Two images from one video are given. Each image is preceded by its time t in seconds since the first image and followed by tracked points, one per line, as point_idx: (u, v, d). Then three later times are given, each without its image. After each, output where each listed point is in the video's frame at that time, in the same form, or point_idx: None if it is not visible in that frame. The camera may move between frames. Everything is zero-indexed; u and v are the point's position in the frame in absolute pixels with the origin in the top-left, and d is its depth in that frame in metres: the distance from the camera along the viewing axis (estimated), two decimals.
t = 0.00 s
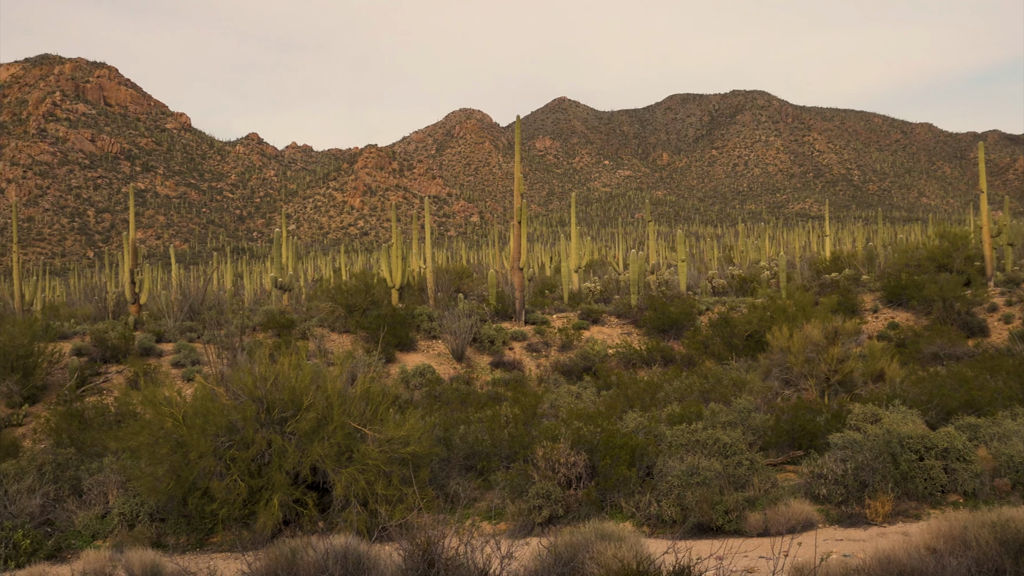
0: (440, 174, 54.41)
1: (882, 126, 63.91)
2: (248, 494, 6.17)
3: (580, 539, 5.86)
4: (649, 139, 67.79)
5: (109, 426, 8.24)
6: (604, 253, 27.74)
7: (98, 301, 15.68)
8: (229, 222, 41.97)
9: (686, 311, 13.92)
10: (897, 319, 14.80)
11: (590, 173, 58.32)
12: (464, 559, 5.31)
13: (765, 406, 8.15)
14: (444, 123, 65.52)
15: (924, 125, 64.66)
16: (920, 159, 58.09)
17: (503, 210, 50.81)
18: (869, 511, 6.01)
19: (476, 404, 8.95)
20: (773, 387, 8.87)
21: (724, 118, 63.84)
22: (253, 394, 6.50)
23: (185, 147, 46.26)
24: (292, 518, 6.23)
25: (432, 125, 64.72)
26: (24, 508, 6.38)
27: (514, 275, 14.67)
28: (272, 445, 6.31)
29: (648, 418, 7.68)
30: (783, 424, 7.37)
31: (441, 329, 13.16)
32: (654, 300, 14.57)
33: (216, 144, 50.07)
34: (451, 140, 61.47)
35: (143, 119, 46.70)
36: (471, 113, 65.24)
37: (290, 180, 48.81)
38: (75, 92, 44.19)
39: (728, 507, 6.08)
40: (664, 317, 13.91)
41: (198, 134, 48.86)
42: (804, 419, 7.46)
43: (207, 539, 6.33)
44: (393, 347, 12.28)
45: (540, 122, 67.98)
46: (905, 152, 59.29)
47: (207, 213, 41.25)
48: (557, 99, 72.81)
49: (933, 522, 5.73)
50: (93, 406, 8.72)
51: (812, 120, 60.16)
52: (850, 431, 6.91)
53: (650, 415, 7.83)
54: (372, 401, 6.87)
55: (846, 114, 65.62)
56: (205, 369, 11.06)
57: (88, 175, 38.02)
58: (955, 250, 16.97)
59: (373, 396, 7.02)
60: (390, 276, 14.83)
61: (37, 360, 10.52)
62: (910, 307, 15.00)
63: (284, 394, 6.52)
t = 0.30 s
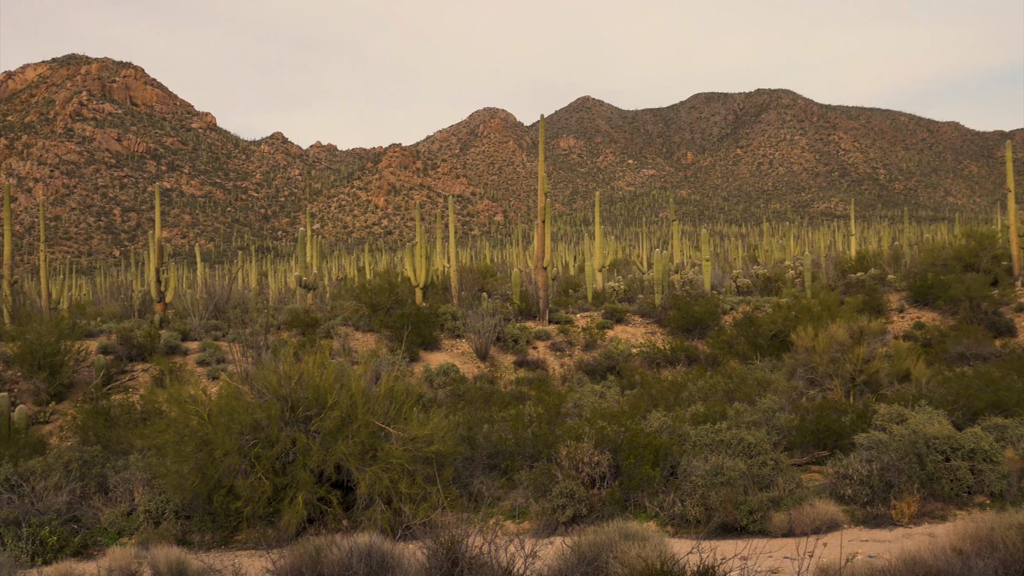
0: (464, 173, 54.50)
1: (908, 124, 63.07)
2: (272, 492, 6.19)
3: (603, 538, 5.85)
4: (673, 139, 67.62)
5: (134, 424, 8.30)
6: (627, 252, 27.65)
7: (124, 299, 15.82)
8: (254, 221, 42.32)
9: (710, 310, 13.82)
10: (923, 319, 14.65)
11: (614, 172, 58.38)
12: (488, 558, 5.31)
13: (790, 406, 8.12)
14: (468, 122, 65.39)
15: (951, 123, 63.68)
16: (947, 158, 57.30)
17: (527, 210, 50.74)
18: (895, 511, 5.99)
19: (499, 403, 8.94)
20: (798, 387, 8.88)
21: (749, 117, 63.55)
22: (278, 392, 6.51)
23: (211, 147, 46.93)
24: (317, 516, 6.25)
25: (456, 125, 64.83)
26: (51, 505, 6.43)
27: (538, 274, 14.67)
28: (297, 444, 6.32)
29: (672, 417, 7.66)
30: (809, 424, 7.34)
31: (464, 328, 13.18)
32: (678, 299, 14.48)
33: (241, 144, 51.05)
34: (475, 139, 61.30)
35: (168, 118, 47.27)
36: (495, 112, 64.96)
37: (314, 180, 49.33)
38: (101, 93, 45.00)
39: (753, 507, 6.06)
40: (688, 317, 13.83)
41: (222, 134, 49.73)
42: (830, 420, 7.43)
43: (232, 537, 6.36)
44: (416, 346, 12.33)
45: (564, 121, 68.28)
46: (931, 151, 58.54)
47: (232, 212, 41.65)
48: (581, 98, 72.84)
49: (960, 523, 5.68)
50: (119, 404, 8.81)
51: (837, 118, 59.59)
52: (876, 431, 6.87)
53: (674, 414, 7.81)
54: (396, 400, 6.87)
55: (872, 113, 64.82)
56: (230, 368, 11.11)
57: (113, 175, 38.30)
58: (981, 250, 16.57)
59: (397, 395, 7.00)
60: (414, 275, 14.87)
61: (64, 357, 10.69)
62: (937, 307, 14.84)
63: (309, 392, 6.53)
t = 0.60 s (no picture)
0: (485, 170, 54.63)
1: (932, 121, 62.34)
2: (294, 488, 6.20)
3: (624, 535, 5.85)
4: (694, 135, 67.50)
5: (157, 420, 8.35)
6: (647, 248, 27.59)
7: (146, 295, 15.95)
8: (276, 218, 42.63)
9: (732, 307, 13.74)
10: (945, 315, 14.45)
11: (635, 169, 58.53)
12: (509, 554, 5.31)
13: (811, 403, 8.12)
14: (489, 118, 65.23)
15: (975, 120, 62.83)
16: (970, 155, 56.63)
17: (547, 206, 50.84)
18: (917, 509, 5.96)
19: (520, 399, 8.96)
20: (819, 384, 8.91)
21: (771, 114, 63.34)
22: (299, 388, 6.53)
23: (232, 143, 48.51)
24: (338, 512, 6.27)
25: (478, 122, 64.92)
26: (74, 500, 6.48)
27: (559, 271, 14.68)
28: (318, 439, 6.34)
29: (693, 414, 7.65)
30: (830, 421, 7.33)
31: (485, 325, 13.21)
32: (699, 296, 14.41)
33: (263, 142, 52.15)
34: (496, 135, 61.19)
35: (191, 115, 49.24)
36: (516, 109, 64.74)
37: (335, 177, 49.79)
38: (124, 89, 47.10)
39: (774, 504, 6.05)
40: (708, 313, 13.76)
41: (245, 131, 51.02)
42: (851, 417, 7.40)
43: (254, 532, 6.39)
44: (437, 341, 12.38)
45: (585, 118, 68.64)
46: (955, 148, 57.88)
47: (254, 209, 42.12)
48: (602, 95, 72.87)
49: (982, 521, 5.64)
50: (142, 399, 8.90)
51: (860, 115, 59.13)
52: (898, 429, 6.85)
53: (694, 411, 7.81)
54: (417, 396, 6.87)
55: (895, 109, 64.17)
56: (252, 364, 11.18)
57: (135, 171, 39.42)
58: (1006, 246, 15.83)
59: (418, 391, 7.00)
60: (434, 272, 14.94)
61: (87, 353, 10.77)
62: (960, 304, 14.66)
63: (330, 388, 6.55)
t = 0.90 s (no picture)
0: (499, 169, 54.67)
1: (947, 119, 61.87)
2: (309, 487, 6.21)
3: (638, 534, 5.84)
4: (708, 134, 67.39)
5: (172, 419, 8.38)
6: (663, 247, 27.54)
7: (161, 294, 15.99)
8: (290, 217, 42.79)
9: (747, 306, 13.69)
10: (961, 314, 14.30)
11: (649, 168, 58.56)
12: (523, 553, 5.30)
13: (826, 402, 8.09)
14: (503, 117, 65.30)
15: (991, 118, 62.27)
16: (986, 153, 56.20)
17: (561, 205, 50.84)
18: (933, 508, 5.93)
19: (534, 398, 8.96)
20: (834, 383, 8.91)
21: (785, 112, 63.09)
22: (313, 387, 6.54)
23: (247, 142, 48.93)
24: (352, 511, 6.26)
25: (492, 121, 64.97)
26: (90, 499, 6.50)
27: (573, 270, 14.68)
28: (333, 438, 6.34)
29: (707, 413, 7.64)
30: (845, 420, 7.32)
31: (499, 324, 13.22)
32: (712, 294, 14.36)
33: (278, 141, 52.58)
34: (510, 134, 61.27)
35: (206, 114, 50.00)
36: (530, 107, 64.47)
37: (349, 176, 49.88)
38: (139, 89, 47.71)
39: (789, 504, 6.03)
40: (722, 312, 13.72)
41: (259, 130, 51.70)
42: (866, 416, 7.38)
43: (268, 531, 6.40)
44: (451, 341, 12.41)
45: (599, 116, 68.74)
46: (970, 147, 57.46)
47: (269, 208, 42.35)
48: (616, 94, 72.79)
49: (999, 521, 5.60)
50: (156, 399, 8.95)
51: (874, 114, 58.76)
52: (913, 428, 6.82)
53: (709, 410, 7.80)
54: (431, 395, 6.86)
55: (910, 108, 63.75)
56: (266, 363, 11.22)
57: (151, 171, 39.80)
58: None
59: (432, 390, 6.99)
60: (449, 271, 14.98)
61: (102, 353, 10.82)
62: (975, 303, 14.50)
63: (345, 387, 6.55)
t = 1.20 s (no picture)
0: (507, 168, 54.68)
1: (955, 118, 61.59)
2: (317, 486, 6.21)
3: (646, 534, 5.83)
4: (716, 133, 67.33)
5: (180, 419, 8.39)
6: (670, 246, 27.52)
7: (169, 295, 16.02)
8: (298, 217, 42.89)
9: (755, 305, 13.66)
10: (970, 313, 14.23)
11: (657, 167, 58.56)
12: (530, 553, 5.30)
13: (834, 402, 8.07)
14: (511, 116, 65.31)
15: (1000, 117, 61.98)
16: (995, 152, 55.93)
17: (569, 204, 50.79)
18: (941, 508, 5.90)
19: (542, 398, 8.96)
20: (842, 383, 8.90)
21: (793, 111, 62.95)
22: (321, 387, 6.54)
23: (255, 143, 49.11)
24: (360, 511, 6.27)
25: (500, 121, 64.97)
26: (98, 499, 6.51)
27: (581, 269, 14.68)
28: (340, 438, 6.34)
29: (716, 413, 7.64)
30: (854, 420, 7.30)
31: (507, 323, 13.23)
32: (721, 294, 14.34)
33: (286, 141, 52.67)
34: (518, 134, 61.28)
35: (214, 115, 50.15)
36: (538, 107, 64.42)
37: (357, 175, 49.91)
38: (148, 90, 47.90)
39: (797, 503, 6.03)
40: (731, 312, 13.69)
41: (267, 131, 51.80)
42: (875, 416, 7.35)
43: (276, 531, 6.40)
44: (459, 341, 12.42)
45: (607, 116, 68.77)
46: (979, 145, 57.19)
47: (277, 208, 42.45)
48: (624, 94, 72.74)
49: (1009, 521, 5.57)
50: (164, 399, 8.97)
51: (883, 112, 58.52)
52: (922, 427, 6.80)
53: (717, 410, 7.79)
54: (438, 395, 6.86)
55: (918, 106, 63.45)
56: (274, 363, 11.21)
57: (159, 171, 40.14)
58: None
59: (439, 390, 6.99)
60: (457, 271, 15.00)
61: (110, 353, 10.83)
62: (984, 302, 14.44)
63: (352, 387, 6.55)
